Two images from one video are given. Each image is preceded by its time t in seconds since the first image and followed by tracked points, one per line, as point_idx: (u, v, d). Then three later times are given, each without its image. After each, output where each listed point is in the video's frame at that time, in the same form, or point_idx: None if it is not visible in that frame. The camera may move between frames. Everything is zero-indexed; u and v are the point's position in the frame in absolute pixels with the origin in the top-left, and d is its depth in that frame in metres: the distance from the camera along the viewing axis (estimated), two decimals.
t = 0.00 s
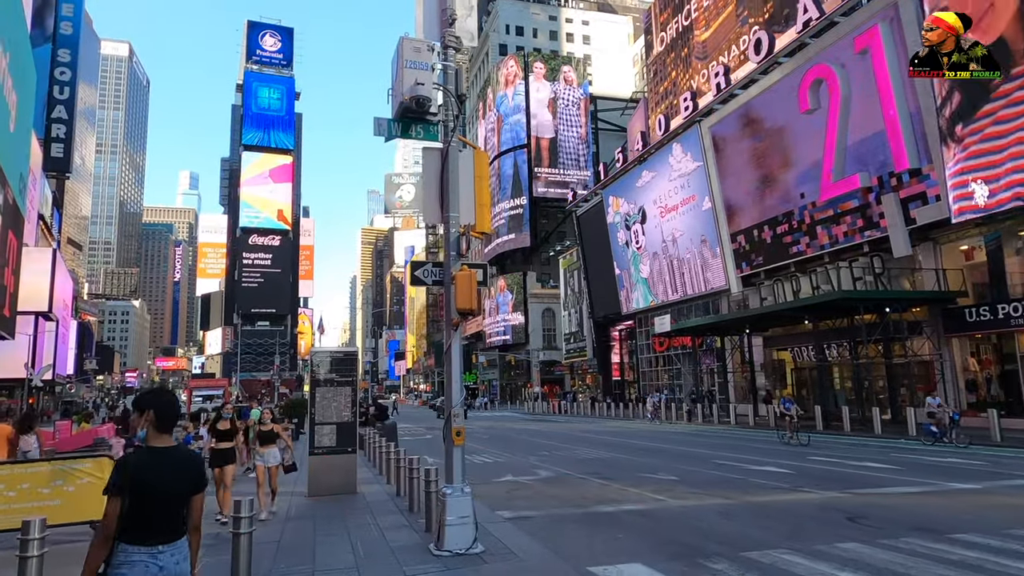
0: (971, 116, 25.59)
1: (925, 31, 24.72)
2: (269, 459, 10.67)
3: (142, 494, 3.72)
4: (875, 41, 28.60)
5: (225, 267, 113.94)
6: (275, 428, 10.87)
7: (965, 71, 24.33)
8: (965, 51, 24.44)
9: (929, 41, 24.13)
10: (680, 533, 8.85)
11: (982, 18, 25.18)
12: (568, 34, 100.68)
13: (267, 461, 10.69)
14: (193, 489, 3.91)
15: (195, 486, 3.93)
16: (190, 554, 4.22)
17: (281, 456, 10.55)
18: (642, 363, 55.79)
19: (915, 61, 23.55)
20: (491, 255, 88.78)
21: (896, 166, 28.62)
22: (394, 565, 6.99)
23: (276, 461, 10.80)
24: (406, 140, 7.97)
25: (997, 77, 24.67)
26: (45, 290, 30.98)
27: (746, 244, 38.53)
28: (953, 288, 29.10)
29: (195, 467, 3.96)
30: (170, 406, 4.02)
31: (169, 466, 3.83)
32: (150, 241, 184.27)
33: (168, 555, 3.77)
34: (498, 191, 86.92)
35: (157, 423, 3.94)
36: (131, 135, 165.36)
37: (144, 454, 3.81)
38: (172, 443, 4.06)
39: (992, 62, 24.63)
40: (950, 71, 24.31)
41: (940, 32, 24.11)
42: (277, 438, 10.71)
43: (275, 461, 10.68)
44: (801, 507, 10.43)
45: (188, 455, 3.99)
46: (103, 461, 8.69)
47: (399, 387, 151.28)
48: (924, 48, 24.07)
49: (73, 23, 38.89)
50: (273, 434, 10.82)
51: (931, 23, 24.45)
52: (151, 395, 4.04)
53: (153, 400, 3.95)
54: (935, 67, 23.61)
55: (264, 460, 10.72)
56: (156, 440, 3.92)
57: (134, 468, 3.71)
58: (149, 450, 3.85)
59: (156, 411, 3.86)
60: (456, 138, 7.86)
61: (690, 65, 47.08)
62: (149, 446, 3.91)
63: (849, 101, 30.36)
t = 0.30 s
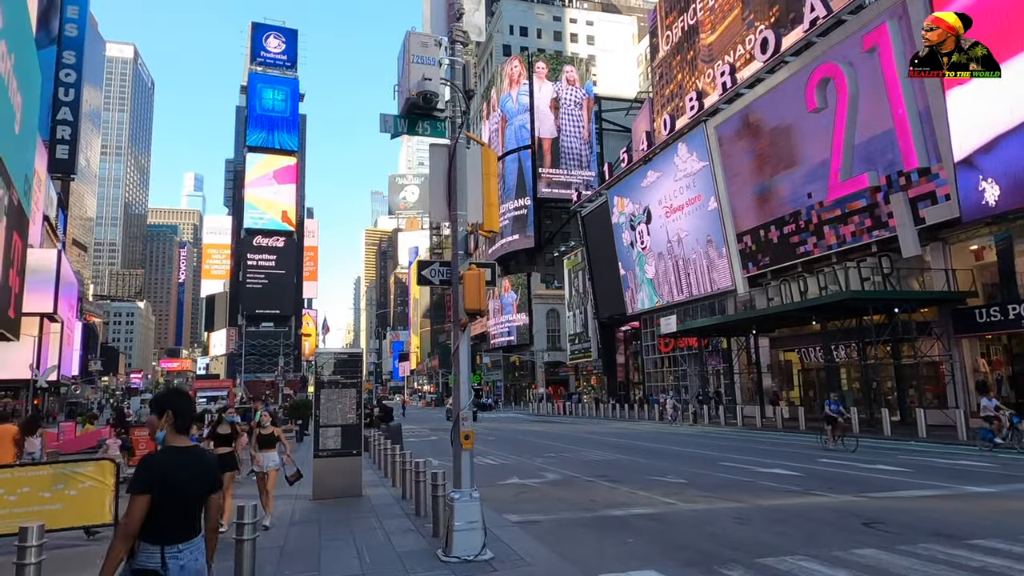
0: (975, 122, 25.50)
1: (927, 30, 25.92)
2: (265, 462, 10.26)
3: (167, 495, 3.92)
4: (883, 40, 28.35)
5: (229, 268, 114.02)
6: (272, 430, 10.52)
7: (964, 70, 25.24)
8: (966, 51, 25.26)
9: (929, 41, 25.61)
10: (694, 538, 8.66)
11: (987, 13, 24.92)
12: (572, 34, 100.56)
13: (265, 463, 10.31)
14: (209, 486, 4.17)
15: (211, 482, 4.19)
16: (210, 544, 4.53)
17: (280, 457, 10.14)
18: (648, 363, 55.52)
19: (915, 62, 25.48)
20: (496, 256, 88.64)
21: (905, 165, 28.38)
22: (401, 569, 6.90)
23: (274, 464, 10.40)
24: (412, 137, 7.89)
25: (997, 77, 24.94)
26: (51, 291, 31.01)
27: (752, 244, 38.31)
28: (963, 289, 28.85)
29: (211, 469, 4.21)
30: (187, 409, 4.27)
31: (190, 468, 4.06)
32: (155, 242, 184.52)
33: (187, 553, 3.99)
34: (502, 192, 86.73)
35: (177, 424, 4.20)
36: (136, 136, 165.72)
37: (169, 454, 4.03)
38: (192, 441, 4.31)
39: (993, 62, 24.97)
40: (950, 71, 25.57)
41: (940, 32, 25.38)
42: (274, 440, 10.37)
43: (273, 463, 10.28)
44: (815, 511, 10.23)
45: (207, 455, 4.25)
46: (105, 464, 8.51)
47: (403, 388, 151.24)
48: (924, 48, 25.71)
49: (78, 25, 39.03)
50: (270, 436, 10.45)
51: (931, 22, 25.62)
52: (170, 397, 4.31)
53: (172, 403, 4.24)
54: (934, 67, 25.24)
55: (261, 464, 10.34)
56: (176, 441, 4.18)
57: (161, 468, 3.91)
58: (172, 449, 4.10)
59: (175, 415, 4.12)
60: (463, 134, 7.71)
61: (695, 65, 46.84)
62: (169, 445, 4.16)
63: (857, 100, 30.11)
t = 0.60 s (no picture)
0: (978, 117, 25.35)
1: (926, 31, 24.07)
2: (260, 470, 10.19)
3: (168, 493, 3.80)
4: (886, 40, 28.16)
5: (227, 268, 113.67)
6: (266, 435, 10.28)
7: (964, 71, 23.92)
8: (965, 51, 23.90)
9: (930, 41, 23.52)
10: (702, 543, 8.44)
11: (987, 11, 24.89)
12: (571, 35, 100.52)
13: (260, 471, 10.24)
14: (211, 487, 4.03)
15: (212, 483, 4.05)
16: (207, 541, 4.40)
17: (280, 468, 10.13)
18: (647, 364, 55.35)
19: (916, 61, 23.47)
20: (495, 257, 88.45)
21: (908, 165, 28.17)
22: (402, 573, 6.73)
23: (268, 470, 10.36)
24: (415, 128, 7.64)
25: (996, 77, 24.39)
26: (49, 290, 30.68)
27: (753, 245, 38.13)
28: (965, 290, 28.69)
29: (214, 467, 4.07)
30: (183, 409, 4.10)
31: (191, 467, 3.92)
32: (153, 242, 184.01)
33: (182, 555, 3.86)
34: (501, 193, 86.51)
35: (173, 425, 4.04)
36: (134, 135, 165.38)
37: (167, 454, 3.88)
38: (189, 441, 4.16)
39: (991, 62, 24.31)
40: (950, 71, 23.86)
41: (940, 32, 23.47)
42: (270, 449, 10.22)
43: (271, 473, 10.24)
44: (823, 514, 10.03)
45: (206, 453, 4.09)
46: (97, 464, 8.36)
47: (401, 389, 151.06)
48: (924, 47, 23.54)
49: (76, 24, 38.70)
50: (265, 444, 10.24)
51: (931, 22, 23.82)
52: (164, 397, 4.13)
53: (167, 401, 4.07)
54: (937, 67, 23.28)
55: (255, 470, 10.22)
56: (173, 440, 4.03)
57: (162, 465, 3.79)
58: (169, 449, 3.96)
59: (172, 413, 3.96)
60: (468, 126, 7.50)
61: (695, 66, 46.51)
62: (167, 446, 4.01)
63: (860, 100, 29.93)
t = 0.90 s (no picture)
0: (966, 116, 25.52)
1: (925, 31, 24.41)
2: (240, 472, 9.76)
3: (156, 500, 3.63)
4: (880, 41, 28.13)
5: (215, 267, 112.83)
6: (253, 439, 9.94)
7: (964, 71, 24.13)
8: (965, 51, 24.27)
9: (929, 41, 24.03)
10: (705, 548, 8.24)
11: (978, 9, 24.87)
12: (563, 35, 100.62)
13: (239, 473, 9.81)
14: (205, 495, 3.82)
15: (208, 491, 3.82)
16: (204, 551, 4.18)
17: (262, 472, 9.70)
18: (638, 365, 55.34)
19: (915, 61, 23.84)
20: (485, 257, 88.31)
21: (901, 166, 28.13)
22: None
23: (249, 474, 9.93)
24: (416, 121, 7.51)
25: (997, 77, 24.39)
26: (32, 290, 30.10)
27: (745, 245, 38.11)
28: (958, 292, 28.73)
29: (208, 477, 3.85)
30: (177, 416, 3.85)
31: (180, 472, 3.72)
32: (140, 240, 182.50)
33: (174, 564, 3.68)
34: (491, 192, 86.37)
35: (167, 432, 3.80)
36: (122, 133, 163.91)
37: (156, 462, 3.70)
38: (183, 449, 3.93)
39: (992, 62, 24.32)
40: (949, 71, 24.31)
41: (940, 32, 23.89)
42: (258, 452, 9.89)
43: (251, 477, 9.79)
44: (826, 517, 9.89)
45: (202, 461, 3.88)
46: (82, 467, 8.02)
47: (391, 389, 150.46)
48: (924, 48, 24.06)
49: (63, 19, 37.72)
50: (252, 447, 9.91)
51: (930, 23, 24.23)
52: (159, 405, 3.88)
53: (159, 408, 3.83)
54: (934, 67, 23.80)
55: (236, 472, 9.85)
56: (167, 448, 3.80)
57: (149, 473, 3.62)
58: (161, 458, 3.75)
59: (164, 421, 3.72)
60: (469, 119, 7.33)
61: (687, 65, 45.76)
62: (160, 454, 3.79)
63: (853, 102, 29.91)
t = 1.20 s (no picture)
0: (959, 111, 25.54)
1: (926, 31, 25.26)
2: (218, 473, 9.28)
3: (136, 488, 3.51)
4: (870, 41, 28.10)
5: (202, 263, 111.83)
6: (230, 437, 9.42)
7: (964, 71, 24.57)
8: (966, 51, 24.65)
9: (929, 41, 24.93)
10: (701, 548, 8.11)
11: (971, 7, 24.79)
12: (554, 33, 100.67)
13: (220, 474, 9.36)
14: (184, 481, 3.71)
15: (187, 477, 3.72)
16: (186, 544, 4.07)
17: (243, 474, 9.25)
18: (627, 363, 55.35)
19: (915, 60, 24.66)
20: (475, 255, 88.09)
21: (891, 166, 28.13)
22: None
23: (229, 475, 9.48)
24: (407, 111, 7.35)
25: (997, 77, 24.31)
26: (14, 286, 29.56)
27: (735, 245, 38.14)
28: (946, 291, 28.86)
29: (188, 463, 3.76)
30: (160, 400, 3.76)
31: (162, 461, 3.62)
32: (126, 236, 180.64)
33: (154, 552, 3.57)
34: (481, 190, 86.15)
35: (152, 418, 3.70)
36: (108, 128, 162.18)
37: (137, 449, 3.58)
38: (166, 436, 3.84)
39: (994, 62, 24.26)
40: (950, 71, 24.87)
41: (940, 32, 24.70)
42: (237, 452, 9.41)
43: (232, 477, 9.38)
44: (821, 517, 9.79)
45: (182, 449, 3.78)
46: (60, 465, 7.77)
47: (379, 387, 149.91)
48: (924, 47, 25.05)
49: (47, 11, 37.08)
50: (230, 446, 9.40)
51: (931, 23, 25.01)
52: (143, 389, 3.79)
53: (143, 393, 3.70)
54: (934, 67, 24.64)
55: (215, 474, 9.37)
56: (149, 435, 3.72)
57: (129, 461, 3.50)
58: (144, 445, 3.65)
59: (148, 407, 3.60)
60: (462, 109, 7.13)
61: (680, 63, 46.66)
62: (143, 441, 3.69)
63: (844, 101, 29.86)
